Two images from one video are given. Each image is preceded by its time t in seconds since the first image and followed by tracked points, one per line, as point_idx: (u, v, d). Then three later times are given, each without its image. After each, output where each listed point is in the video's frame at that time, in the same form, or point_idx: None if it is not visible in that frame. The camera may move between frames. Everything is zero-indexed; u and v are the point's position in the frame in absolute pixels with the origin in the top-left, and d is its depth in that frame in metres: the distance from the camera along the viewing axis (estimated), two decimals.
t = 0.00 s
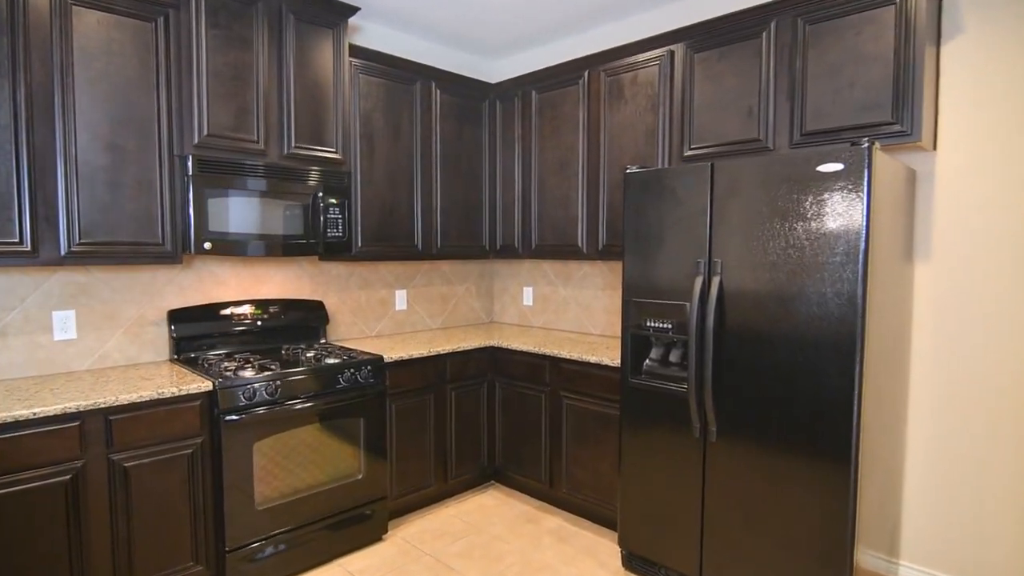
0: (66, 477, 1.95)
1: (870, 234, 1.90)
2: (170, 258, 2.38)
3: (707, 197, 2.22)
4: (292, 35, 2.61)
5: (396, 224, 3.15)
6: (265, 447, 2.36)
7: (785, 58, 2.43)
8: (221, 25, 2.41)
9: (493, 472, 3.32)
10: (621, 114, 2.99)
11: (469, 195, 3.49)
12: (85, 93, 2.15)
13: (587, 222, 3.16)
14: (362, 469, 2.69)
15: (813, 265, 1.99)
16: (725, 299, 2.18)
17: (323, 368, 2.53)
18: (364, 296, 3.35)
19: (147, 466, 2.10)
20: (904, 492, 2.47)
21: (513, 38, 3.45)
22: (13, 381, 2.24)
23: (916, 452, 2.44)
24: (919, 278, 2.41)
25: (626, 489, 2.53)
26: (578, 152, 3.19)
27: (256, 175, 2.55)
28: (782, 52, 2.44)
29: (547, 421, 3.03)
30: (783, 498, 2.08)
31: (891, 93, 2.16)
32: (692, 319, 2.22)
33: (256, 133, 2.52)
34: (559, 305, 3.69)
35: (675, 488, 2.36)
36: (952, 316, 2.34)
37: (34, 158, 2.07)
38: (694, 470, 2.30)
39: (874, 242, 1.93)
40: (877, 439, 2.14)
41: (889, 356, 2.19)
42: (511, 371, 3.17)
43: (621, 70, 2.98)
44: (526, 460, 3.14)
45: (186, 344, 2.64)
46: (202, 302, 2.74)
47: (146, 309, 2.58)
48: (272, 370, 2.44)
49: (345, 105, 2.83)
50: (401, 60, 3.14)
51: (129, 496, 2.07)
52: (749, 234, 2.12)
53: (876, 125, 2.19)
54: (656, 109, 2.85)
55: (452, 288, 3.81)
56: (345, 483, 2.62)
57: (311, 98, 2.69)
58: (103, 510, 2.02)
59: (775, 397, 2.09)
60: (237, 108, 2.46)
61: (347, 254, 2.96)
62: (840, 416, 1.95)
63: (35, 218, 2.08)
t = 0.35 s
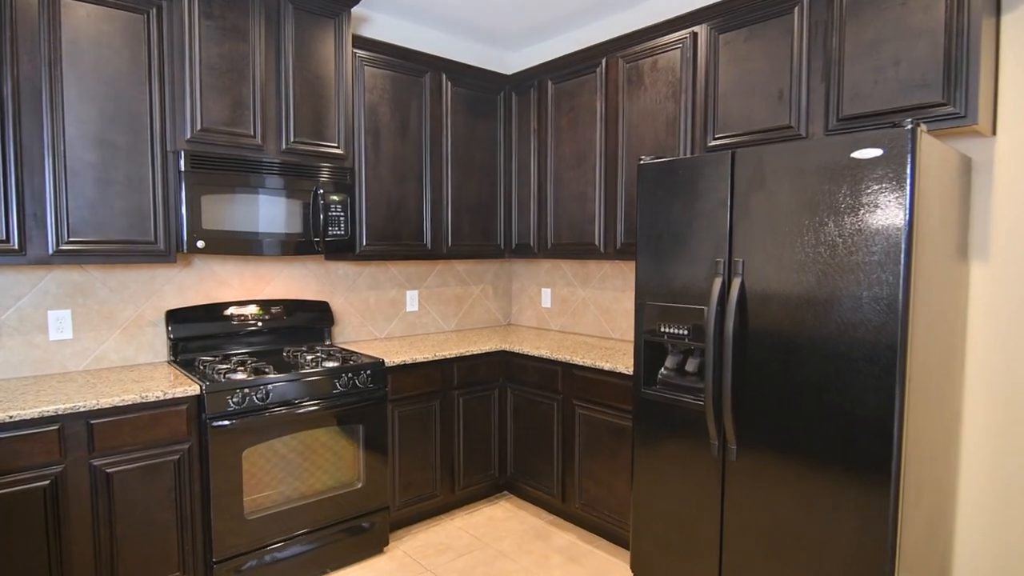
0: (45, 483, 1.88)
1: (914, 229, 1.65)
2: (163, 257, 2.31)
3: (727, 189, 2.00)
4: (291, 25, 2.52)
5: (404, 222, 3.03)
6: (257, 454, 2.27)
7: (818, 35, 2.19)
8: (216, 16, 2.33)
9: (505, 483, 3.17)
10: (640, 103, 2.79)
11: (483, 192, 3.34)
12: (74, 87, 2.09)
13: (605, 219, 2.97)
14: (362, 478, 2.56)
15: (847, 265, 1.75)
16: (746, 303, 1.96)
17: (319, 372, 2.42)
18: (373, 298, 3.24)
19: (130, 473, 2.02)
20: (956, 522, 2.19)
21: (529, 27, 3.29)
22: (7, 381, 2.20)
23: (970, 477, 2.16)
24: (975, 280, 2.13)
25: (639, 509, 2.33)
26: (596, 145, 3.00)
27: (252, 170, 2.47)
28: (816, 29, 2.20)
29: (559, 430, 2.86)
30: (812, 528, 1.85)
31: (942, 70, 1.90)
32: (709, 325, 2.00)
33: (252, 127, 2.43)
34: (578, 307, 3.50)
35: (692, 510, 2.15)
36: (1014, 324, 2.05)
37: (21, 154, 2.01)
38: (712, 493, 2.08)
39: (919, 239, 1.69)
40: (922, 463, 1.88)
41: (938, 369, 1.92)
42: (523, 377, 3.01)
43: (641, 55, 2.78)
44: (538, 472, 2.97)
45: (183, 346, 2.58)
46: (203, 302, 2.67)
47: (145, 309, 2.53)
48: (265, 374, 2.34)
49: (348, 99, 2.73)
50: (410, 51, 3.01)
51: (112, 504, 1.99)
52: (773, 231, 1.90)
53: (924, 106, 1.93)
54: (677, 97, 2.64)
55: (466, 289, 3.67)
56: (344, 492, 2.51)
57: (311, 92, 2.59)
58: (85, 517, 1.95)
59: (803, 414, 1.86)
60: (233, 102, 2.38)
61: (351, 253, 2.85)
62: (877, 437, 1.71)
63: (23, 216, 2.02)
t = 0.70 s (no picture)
0: (35, 485, 1.83)
1: (980, 221, 1.39)
2: (165, 253, 2.25)
3: (759, 178, 1.77)
4: (298, 13, 2.42)
5: (419, 218, 2.90)
6: (256, 459, 2.19)
7: (869, 3, 1.93)
8: (219, 5, 2.25)
9: (525, 494, 3.01)
10: (669, 89, 2.58)
11: (504, 187, 3.19)
12: (75, 79, 2.05)
13: (631, 214, 2.76)
14: (367, 487, 2.46)
15: (897, 264, 1.50)
16: (779, 307, 1.73)
17: (323, 374, 2.32)
18: (390, 297, 3.14)
19: (123, 476, 1.96)
20: None
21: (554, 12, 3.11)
22: (13, 378, 2.19)
23: None
24: None
25: (657, 532, 2.13)
26: (622, 135, 2.79)
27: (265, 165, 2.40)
28: None
29: (578, 440, 2.68)
30: (852, 567, 1.61)
31: (1016, 36, 1.62)
32: (737, 331, 1.78)
33: (256, 119, 2.35)
34: (605, 309, 3.31)
35: (715, 538, 1.93)
36: None
37: (20, 148, 1.98)
38: (738, 519, 1.86)
39: (987, 232, 1.42)
40: (988, 496, 1.61)
41: (1009, 386, 1.64)
42: (543, 382, 2.84)
43: (670, 36, 2.56)
44: (557, 484, 2.80)
45: (190, 345, 2.53)
46: (213, 300, 2.62)
47: (153, 307, 2.49)
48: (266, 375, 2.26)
49: (359, 90, 2.62)
50: (427, 40, 2.89)
51: (104, 507, 1.93)
52: (810, 225, 1.66)
53: (993, 79, 1.66)
54: (709, 79, 2.41)
55: (489, 288, 3.53)
56: (348, 500, 2.41)
57: (320, 82, 2.50)
58: (77, 521, 1.90)
59: (844, 436, 1.62)
60: (237, 93, 2.30)
61: (362, 250, 2.75)
62: (933, 467, 1.46)
63: (22, 212, 1.99)
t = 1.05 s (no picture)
0: (23, 489, 1.79)
1: None
2: (166, 252, 2.20)
3: (791, 168, 1.54)
4: (304, 4, 2.33)
5: (434, 216, 2.77)
6: (254, 468, 2.12)
7: None
8: None
9: (545, 509, 2.84)
10: (701, 72, 2.34)
11: (527, 184, 3.02)
12: (74, 76, 2.01)
13: (660, 211, 2.54)
14: (371, 499, 2.36)
15: (959, 267, 1.24)
16: (815, 317, 1.49)
17: (324, 380, 2.21)
18: (406, 299, 3.02)
19: (115, 482, 1.90)
20: None
21: None
22: (20, 378, 2.18)
23: None
24: None
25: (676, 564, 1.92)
26: (651, 125, 2.57)
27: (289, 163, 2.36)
28: None
29: (598, 455, 2.48)
30: None
31: None
32: (765, 344, 1.55)
33: (260, 114, 2.28)
34: (635, 313, 3.08)
35: None
36: None
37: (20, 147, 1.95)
38: (766, 559, 1.63)
39: None
40: None
41: None
42: (563, 391, 2.66)
43: (702, 14, 2.33)
44: (577, 501, 2.61)
45: (198, 346, 2.48)
46: (223, 301, 2.57)
47: (162, 308, 2.45)
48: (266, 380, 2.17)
49: (369, 82, 2.51)
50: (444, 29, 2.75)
51: (95, 514, 1.88)
52: (852, 221, 1.41)
53: None
54: (745, 60, 2.17)
55: (513, 290, 3.37)
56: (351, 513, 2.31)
57: (327, 75, 2.40)
58: (68, 527, 1.85)
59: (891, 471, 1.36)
60: (239, 88, 2.23)
61: (373, 249, 2.63)
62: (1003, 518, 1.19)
63: (21, 210, 1.97)
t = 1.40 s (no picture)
0: (14, 491, 1.76)
1: None
2: (169, 251, 2.16)
3: (823, 151, 1.31)
4: None
5: (449, 214, 2.64)
6: (248, 475, 2.03)
7: None
8: None
9: (564, 526, 2.66)
10: (733, 52, 2.11)
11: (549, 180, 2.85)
12: (77, 74, 1.99)
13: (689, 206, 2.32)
14: (374, 511, 2.23)
15: None
16: (851, 328, 1.25)
17: (323, 386, 2.12)
18: (424, 300, 2.91)
19: (107, 486, 1.86)
20: None
21: None
22: (32, 377, 2.19)
23: None
24: None
25: None
26: (680, 112, 2.35)
27: (302, 160, 2.29)
28: None
29: (618, 473, 2.28)
30: None
31: None
32: (790, 359, 1.33)
33: (263, 109, 2.21)
34: (667, 318, 2.85)
35: None
36: None
37: (23, 147, 1.95)
38: None
39: None
40: None
41: None
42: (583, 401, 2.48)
43: None
44: (596, 520, 2.41)
45: (206, 347, 2.43)
46: (233, 301, 2.52)
47: (172, 308, 2.42)
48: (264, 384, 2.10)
49: (378, 74, 2.41)
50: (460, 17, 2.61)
51: (87, 518, 1.84)
52: (894, 213, 1.17)
53: None
54: (783, 35, 1.91)
55: (538, 292, 3.20)
56: (352, 524, 2.20)
57: (333, 68, 2.31)
58: (60, 531, 1.82)
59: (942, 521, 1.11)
60: (241, 82, 2.17)
61: (384, 249, 2.53)
62: None
63: (23, 210, 1.96)
